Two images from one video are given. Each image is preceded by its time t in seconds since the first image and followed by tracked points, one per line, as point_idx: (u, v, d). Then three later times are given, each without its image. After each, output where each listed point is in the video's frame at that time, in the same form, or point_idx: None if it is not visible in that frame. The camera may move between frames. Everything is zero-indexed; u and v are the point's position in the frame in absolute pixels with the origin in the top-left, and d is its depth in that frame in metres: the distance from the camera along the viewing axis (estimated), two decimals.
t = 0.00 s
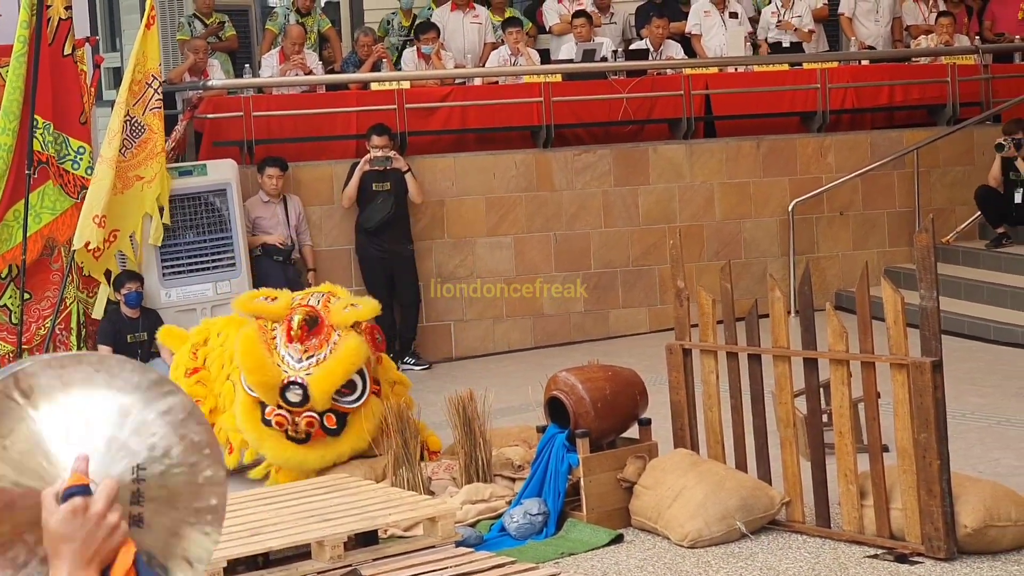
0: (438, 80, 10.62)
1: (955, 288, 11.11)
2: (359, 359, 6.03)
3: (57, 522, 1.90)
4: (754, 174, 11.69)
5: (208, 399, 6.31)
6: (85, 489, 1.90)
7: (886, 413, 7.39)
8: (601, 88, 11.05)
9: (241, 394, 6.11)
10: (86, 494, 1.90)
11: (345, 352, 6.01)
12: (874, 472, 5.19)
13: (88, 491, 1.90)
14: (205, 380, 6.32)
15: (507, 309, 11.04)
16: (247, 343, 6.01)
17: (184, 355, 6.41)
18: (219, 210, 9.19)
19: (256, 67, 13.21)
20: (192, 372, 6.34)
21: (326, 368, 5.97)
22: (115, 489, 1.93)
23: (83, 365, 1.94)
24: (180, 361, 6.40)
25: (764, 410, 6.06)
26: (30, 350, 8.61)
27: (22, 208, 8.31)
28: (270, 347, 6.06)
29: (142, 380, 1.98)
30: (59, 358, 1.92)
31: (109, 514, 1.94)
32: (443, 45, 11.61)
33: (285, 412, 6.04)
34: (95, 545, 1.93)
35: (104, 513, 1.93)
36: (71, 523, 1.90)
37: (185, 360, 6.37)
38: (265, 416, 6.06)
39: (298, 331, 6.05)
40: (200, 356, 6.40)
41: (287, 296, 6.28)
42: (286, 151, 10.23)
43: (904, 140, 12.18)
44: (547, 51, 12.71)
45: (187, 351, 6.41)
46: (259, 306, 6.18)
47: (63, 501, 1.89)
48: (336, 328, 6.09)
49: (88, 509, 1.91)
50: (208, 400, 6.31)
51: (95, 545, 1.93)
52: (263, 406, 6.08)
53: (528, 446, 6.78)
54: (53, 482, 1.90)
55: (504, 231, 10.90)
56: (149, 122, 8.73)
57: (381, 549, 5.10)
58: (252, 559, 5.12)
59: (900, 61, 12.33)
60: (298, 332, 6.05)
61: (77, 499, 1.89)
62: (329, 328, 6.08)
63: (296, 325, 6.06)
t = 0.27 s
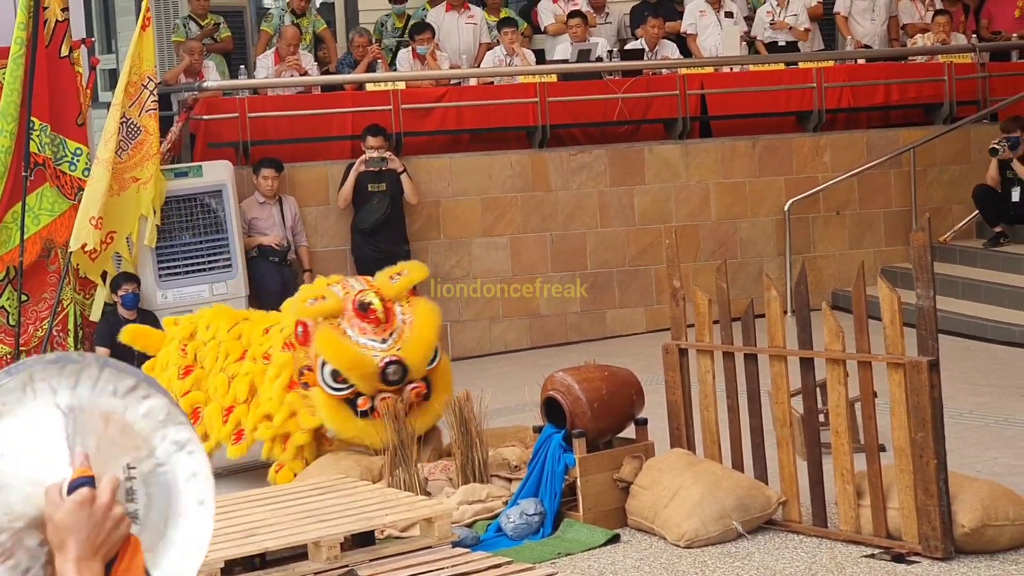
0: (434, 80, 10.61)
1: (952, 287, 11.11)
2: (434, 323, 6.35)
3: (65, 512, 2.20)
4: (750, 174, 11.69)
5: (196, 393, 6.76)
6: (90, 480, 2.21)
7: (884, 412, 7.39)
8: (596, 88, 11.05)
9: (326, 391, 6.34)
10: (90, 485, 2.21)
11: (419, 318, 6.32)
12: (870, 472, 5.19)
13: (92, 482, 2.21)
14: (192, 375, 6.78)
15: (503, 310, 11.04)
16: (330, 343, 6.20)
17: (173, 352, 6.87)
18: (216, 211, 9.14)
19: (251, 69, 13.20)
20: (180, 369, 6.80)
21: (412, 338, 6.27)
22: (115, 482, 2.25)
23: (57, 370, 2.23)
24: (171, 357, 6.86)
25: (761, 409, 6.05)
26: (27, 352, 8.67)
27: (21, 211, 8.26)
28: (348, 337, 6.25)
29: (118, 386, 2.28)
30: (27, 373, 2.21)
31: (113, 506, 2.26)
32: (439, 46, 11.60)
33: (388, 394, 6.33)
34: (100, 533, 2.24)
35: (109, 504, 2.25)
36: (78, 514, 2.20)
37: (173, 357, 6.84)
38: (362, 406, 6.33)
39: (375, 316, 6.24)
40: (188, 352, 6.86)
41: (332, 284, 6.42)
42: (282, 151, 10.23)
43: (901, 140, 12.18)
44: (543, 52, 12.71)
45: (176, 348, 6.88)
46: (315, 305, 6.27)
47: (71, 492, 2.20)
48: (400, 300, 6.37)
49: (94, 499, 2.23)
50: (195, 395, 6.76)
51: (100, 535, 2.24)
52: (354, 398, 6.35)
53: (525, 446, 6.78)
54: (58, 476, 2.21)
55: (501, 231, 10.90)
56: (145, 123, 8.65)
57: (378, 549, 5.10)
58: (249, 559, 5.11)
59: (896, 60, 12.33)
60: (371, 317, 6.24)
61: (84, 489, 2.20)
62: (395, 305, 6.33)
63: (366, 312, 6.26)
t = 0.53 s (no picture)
0: (434, 82, 10.62)
1: (952, 287, 11.12)
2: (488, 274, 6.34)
3: (48, 519, 2.16)
4: (750, 174, 11.70)
5: (204, 386, 6.76)
6: (75, 486, 2.17)
7: (884, 412, 7.39)
8: (596, 89, 11.07)
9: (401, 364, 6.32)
10: (74, 491, 2.17)
11: (467, 269, 6.33)
12: (871, 472, 5.19)
13: (77, 487, 2.17)
14: (203, 367, 6.77)
15: (504, 311, 11.04)
16: (401, 311, 6.18)
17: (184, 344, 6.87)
18: (215, 213, 9.15)
19: (251, 70, 13.21)
20: (190, 360, 6.79)
21: (468, 291, 6.28)
22: (100, 489, 2.20)
23: (57, 380, 2.22)
24: (184, 348, 6.85)
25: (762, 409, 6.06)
26: (27, 355, 8.63)
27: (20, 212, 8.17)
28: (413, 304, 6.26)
29: (114, 396, 2.24)
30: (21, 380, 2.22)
31: (97, 514, 2.21)
32: (439, 47, 11.60)
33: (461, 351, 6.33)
34: (85, 541, 2.20)
35: (94, 511, 2.20)
36: (62, 521, 2.17)
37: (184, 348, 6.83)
38: (441, 369, 6.31)
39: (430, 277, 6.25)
40: (200, 344, 6.84)
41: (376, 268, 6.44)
42: (281, 153, 10.24)
43: (901, 140, 12.19)
44: (542, 53, 12.72)
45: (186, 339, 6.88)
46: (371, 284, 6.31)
47: (53, 499, 2.16)
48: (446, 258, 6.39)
49: (78, 506, 2.18)
50: (204, 389, 6.76)
51: (85, 541, 2.20)
52: (432, 364, 6.32)
53: (526, 447, 6.78)
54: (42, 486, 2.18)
55: (501, 233, 10.91)
56: (145, 125, 8.67)
57: (379, 551, 5.11)
58: (250, 561, 5.12)
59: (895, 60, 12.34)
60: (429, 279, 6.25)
61: (68, 494, 2.16)
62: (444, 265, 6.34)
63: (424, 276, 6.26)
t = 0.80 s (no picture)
0: (437, 83, 10.63)
1: (954, 287, 11.12)
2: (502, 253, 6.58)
3: (69, 525, 1.97)
4: (753, 174, 11.71)
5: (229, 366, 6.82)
6: (98, 491, 1.99)
7: (887, 412, 7.40)
8: (599, 90, 11.08)
9: (412, 325, 6.44)
10: (97, 496, 1.99)
11: (484, 245, 6.57)
12: (874, 472, 5.20)
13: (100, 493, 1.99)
14: (227, 347, 6.82)
15: (507, 311, 11.05)
16: (420, 268, 6.36)
17: (211, 321, 6.88)
18: (219, 214, 9.16)
19: (254, 72, 13.23)
20: (214, 341, 6.83)
21: (485, 261, 6.50)
22: (125, 494, 2.02)
23: (86, 381, 2.03)
24: (211, 323, 6.86)
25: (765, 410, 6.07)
26: (30, 356, 8.67)
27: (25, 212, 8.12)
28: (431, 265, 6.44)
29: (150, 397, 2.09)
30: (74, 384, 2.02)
31: (119, 519, 2.01)
32: (441, 48, 11.61)
33: (471, 320, 6.48)
34: (105, 551, 2.00)
35: (116, 518, 2.00)
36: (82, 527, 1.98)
37: (210, 326, 6.84)
38: (449, 336, 6.45)
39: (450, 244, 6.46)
40: (228, 323, 6.87)
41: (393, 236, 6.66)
42: (285, 155, 10.28)
43: (903, 140, 12.20)
44: (545, 54, 12.74)
45: (215, 318, 6.86)
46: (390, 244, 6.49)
47: (75, 503, 1.98)
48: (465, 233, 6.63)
49: (99, 512, 1.99)
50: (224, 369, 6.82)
51: (106, 549, 2.00)
52: (443, 331, 6.46)
53: (529, 448, 6.79)
54: (64, 486, 1.99)
55: (504, 233, 10.92)
56: (149, 127, 8.72)
57: (383, 552, 5.12)
58: (254, 563, 5.13)
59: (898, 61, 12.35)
60: (449, 245, 6.46)
61: (89, 501, 1.98)
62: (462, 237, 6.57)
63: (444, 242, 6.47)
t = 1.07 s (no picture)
0: (439, 82, 10.63)
1: (957, 285, 11.12)
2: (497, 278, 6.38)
3: (87, 538, 2.48)
4: (755, 174, 11.70)
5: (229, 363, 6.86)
6: (114, 509, 2.50)
7: (890, 411, 7.40)
8: (601, 90, 11.08)
9: (406, 359, 6.31)
10: (114, 513, 2.50)
11: (482, 273, 6.37)
12: (878, 471, 5.19)
13: (118, 511, 2.50)
14: (228, 344, 6.87)
15: (510, 311, 11.05)
16: (420, 309, 6.16)
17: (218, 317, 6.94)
18: (221, 215, 9.15)
19: (256, 72, 13.23)
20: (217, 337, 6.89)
21: (483, 294, 6.30)
22: (138, 517, 2.53)
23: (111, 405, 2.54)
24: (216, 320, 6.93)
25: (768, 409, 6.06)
26: (33, 357, 8.68)
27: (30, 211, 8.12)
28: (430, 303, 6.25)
29: (168, 429, 2.59)
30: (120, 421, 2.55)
31: (132, 538, 2.52)
32: (444, 48, 11.60)
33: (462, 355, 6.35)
34: (113, 562, 2.50)
35: (129, 537, 2.52)
36: (98, 540, 2.48)
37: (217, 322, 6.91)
38: (441, 368, 6.32)
39: (448, 275, 6.26)
40: (232, 320, 6.91)
41: (393, 259, 6.45)
42: (287, 155, 10.26)
43: (906, 139, 12.20)
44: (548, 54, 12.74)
45: (221, 314, 6.94)
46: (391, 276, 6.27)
47: (96, 518, 2.49)
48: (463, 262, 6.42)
49: (116, 530, 2.50)
50: (223, 367, 6.87)
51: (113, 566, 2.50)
52: (432, 363, 6.34)
53: (532, 448, 6.79)
54: (83, 503, 2.50)
55: (507, 233, 10.91)
56: (150, 127, 8.72)
57: (386, 552, 5.12)
58: (256, 563, 5.13)
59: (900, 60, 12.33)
60: (448, 277, 6.26)
61: (107, 518, 2.49)
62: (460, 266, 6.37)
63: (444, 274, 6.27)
